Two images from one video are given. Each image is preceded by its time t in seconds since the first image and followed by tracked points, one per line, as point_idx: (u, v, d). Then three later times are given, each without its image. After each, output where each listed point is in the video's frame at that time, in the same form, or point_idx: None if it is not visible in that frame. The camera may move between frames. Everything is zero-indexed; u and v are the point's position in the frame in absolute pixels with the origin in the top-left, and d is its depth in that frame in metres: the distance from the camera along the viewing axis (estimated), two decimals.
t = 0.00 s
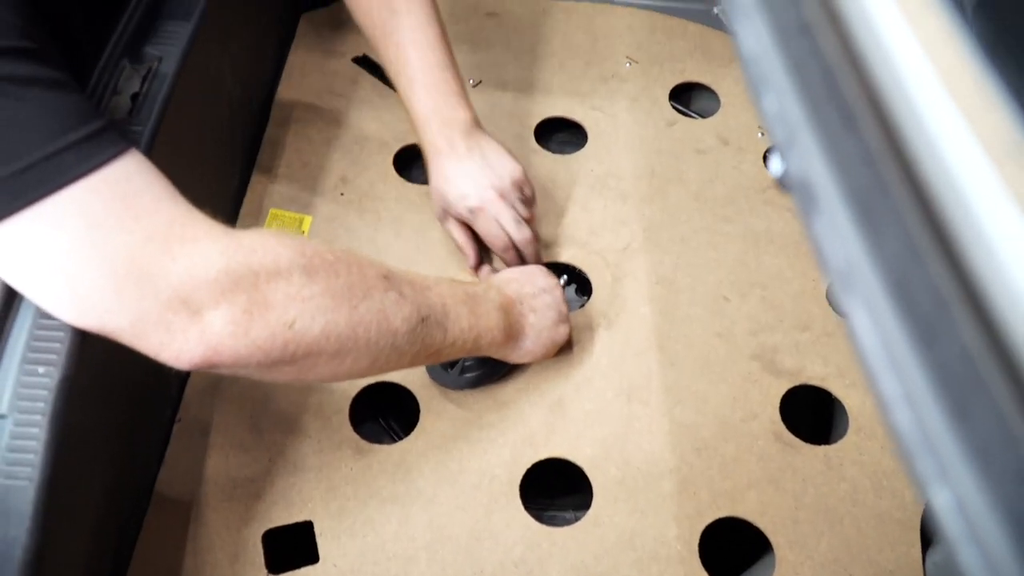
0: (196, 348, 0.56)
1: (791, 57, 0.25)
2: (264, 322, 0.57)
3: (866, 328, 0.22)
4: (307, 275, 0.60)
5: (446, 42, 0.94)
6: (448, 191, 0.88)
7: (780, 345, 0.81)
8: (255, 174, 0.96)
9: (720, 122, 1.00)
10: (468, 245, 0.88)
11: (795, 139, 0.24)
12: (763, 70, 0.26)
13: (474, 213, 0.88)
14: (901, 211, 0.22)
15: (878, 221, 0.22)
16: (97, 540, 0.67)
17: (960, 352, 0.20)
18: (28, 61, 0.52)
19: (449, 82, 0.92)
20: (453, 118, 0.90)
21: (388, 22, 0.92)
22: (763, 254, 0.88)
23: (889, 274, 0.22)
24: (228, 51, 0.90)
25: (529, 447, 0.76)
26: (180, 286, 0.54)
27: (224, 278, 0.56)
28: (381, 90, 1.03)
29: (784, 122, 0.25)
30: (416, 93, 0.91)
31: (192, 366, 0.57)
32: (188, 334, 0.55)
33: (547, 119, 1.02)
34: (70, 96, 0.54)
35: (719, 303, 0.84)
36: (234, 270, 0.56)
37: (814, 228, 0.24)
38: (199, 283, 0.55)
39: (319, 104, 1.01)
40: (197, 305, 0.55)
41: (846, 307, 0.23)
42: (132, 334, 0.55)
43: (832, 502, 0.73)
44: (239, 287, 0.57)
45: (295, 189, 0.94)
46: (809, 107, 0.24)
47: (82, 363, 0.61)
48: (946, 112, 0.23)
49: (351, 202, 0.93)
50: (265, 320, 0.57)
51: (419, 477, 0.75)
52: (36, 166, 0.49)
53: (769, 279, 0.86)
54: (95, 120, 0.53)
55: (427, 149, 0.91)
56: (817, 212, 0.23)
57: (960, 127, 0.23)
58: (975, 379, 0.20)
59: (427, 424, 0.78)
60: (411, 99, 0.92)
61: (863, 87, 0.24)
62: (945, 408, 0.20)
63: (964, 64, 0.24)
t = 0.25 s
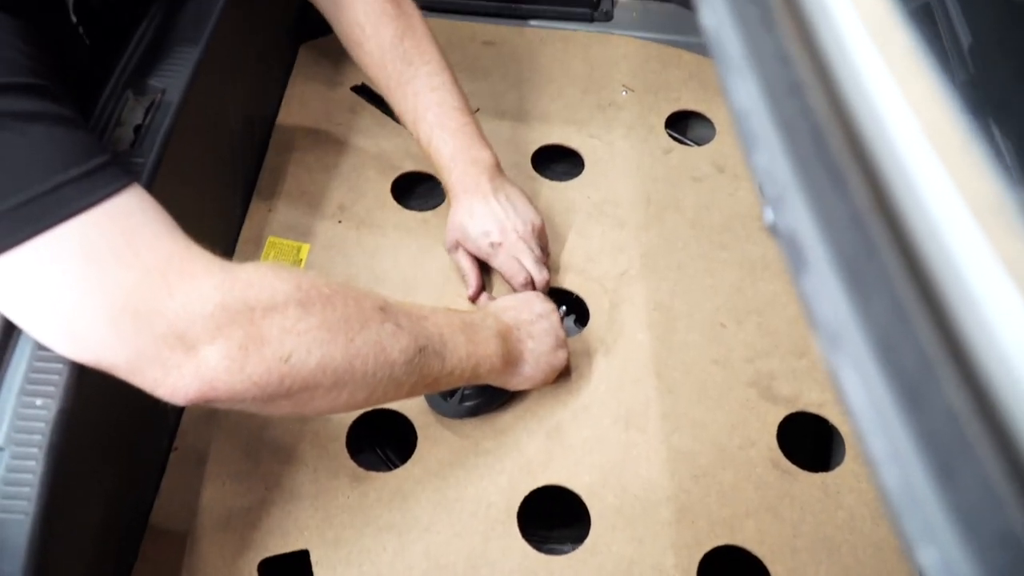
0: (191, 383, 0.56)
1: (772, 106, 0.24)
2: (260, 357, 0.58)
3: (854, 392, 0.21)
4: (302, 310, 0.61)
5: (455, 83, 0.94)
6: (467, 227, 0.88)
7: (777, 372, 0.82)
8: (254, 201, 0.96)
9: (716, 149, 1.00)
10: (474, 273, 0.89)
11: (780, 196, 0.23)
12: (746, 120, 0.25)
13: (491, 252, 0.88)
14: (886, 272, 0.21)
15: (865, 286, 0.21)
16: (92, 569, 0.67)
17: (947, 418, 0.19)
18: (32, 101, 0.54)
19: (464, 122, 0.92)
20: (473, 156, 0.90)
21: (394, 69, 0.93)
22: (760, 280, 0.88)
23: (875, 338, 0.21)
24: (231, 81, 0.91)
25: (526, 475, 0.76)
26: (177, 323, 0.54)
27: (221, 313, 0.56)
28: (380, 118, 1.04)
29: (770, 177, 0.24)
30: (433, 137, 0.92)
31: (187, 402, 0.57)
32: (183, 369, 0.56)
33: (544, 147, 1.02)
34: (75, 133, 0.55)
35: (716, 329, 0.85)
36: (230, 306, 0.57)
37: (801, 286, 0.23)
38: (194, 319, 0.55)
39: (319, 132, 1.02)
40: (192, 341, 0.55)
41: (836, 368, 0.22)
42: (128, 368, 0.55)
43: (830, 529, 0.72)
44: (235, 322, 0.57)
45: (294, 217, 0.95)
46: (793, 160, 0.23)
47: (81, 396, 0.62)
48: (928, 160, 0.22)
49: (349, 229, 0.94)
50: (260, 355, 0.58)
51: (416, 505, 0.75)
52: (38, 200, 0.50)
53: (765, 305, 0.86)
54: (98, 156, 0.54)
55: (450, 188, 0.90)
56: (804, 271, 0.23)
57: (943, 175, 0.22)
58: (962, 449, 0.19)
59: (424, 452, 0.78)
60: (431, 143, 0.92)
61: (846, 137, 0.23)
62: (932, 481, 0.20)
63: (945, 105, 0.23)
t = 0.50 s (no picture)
0: (180, 412, 0.56)
1: (759, 148, 0.23)
2: (251, 386, 0.57)
3: (841, 441, 0.20)
4: (295, 336, 0.60)
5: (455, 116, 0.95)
6: (472, 260, 0.88)
7: (775, 402, 0.82)
8: (253, 232, 0.97)
9: (711, 179, 1.01)
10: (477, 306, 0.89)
11: (766, 240, 0.23)
12: (733, 159, 0.24)
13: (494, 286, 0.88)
14: (875, 322, 0.21)
15: (852, 331, 0.21)
16: None
17: (935, 473, 0.19)
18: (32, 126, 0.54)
19: (464, 153, 0.93)
20: (472, 187, 0.91)
21: (394, 101, 0.94)
22: (756, 310, 0.88)
23: (862, 388, 0.20)
24: (231, 112, 0.91)
25: (524, 508, 0.76)
26: (166, 350, 0.54)
27: (211, 340, 0.56)
28: (378, 149, 1.04)
29: (758, 224, 0.23)
30: (433, 168, 0.92)
31: (179, 430, 0.57)
32: (172, 399, 0.56)
33: (540, 177, 1.03)
34: (72, 162, 0.55)
35: (713, 359, 0.85)
36: (221, 332, 0.57)
37: (786, 331, 0.22)
38: (183, 346, 0.55)
39: (317, 163, 1.03)
40: (181, 368, 0.55)
41: (820, 418, 0.21)
42: (116, 398, 0.55)
43: (829, 561, 0.72)
44: (226, 348, 0.57)
45: (292, 248, 0.95)
46: (780, 205, 0.23)
47: (79, 429, 0.62)
48: (917, 213, 0.22)
49: (347, 260, 0.94)
50: (252, 382, 0.57)
51: (414, 538, 0.74)
52: (33, 227, 0.51)
53: (762, 335, 0.86)
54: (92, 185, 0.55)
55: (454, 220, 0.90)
56: (790, 317, 0.22)
57: (932, 229, 0.22)
58: (953, 507, 0.19)
59: (422, 484, 0.77)
60: (431, 174, 0.93)
61: (834, 185, 0.23)
62: (920, 532, 0.19)
63: (930, 158, 0.23)
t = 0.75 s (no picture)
0: (155, 454, 0.56)
1: (753, 182, 0.24)
2: (223, 421, 0.56)
3: (838, 473, 0.20)
4: (264, 362, 0.57)
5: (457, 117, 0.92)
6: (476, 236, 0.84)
7: (774, 426, 0.81)
8: (251, 258, 0.97)
9: (708, 203, 1.02)
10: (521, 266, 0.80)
11: (762, 274, 0.23)
12: (727, 194, 0.24)
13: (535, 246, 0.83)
14: (869, 354, 0.21)
15: (847, 361, 0.21)
16: None
17: (930, 505, 0.19)
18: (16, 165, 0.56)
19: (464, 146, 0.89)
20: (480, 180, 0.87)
21: (398, 97, 0.91)
22: (755, 333, 0.89)
23: (857, 420, 0.20)
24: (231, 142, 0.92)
25: (523, 534, 0.76)
26: (123, 395, 0.54)
27: (172, 381, 0.55)
28: (377, 174, 1.05)
29: (756, 259, 0.23)
30: (438, 159, 0.88)
31: (158, 470, 0.57)
32: (142, 442, 0.55)
33: (538, 201, 1.04)
34: (57, 198, 0.57)
35: (712, 383, 0.85)
36: (183, 373, 0.55)
37: (782, 363, 0.22)
38: (143, 389, 0.54)
39: (315, 189, 1.03)
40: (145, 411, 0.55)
41: (818, 452, 0.21)
42: (90, 443, 0.56)
43: None
44: (189, 390, 0.55)
45: (291, 274, 0.95)
46: (774, 238, 0.23)
47: (79, 457, 0.62)
48: (911, 245, 0.22)
49: (345, 286, 0.94)
50: (221, 419, 0.56)
51: (412, 565, 0.74)
52: (13, 259, 0.52)
53: (760, 359, 0.86)
54: (76, 220, 0.56)
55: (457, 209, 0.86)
56: (786, 349, 0.22)
57: (925, 261, 0.22)
58: (952, 542, 0.18)
59: (420, 510, 0.77)
60: (431, 166, 0.89)
61: (827, 218, 0.23)
62: (914, 563, 0.18)
63: (924, 192, 0.24)
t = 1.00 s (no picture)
0: (132, 481, 0.55)
1: (749, 208, 0.24)
2: (201, 449, 0.55)
3: (834, 498, 0.20)
4: (246, 387, 0.57)
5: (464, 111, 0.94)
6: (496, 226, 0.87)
7: (773, 445, 0.81)
8: (250, 276, 0.97)
9: (706, 222, 1.02)
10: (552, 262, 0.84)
11: (758, 298, 0.23)
12: (724, 219, 0.24)
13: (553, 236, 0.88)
14: (866, 378, 0.21)
15: (843, 386, 0.20)
16: None
17: (926, 530, 0.18)
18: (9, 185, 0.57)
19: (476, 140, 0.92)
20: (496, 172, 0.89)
21: (408, 92, 0.93)
22: (753, 351, 0.89)
23: (852, 446, 0.20)
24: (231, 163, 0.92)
25: (522, 553, 0.75)
26: (99, 419, 0.53)
27: (151, 405, 0.55)
28: (377, 193, 1.05)
29: (754, 285, 0.23)
30: (457, 153, 0.90)
31: (137, 497, 0.56)
32: (119, 468, 0.55)
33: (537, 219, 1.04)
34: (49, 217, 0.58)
35: (711, 401, 0.85)
36: (163, 397, 0.55)
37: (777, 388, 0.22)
38: (121, 414, 0.54)
39: (315, 207, 1.04)
40: (123, 436, 0.54)
41: (815, 477, 0.20)
42: (69, 467, 0.55)
43: None
44: (168, 415, 0.55)
45: (290, 292, 0.95)
46: (771, 264, 0.23)
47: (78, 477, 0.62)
48: (906, 268, 0.23)
49: (344, 304, 0.94)
50: (201, 445, 0.55)
51: None
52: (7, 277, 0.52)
53: (759, 377, 0.86)
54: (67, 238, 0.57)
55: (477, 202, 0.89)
56: (782, 374, 0.22)
57: (920, 286, 0.22)
58: (951, 569, 0.18)
59: (419, 529, 0.77)
60: (449, 158, 0.90)
61: (823, 243, 0.23)
62: None
63: (919, 218, 0.24)
